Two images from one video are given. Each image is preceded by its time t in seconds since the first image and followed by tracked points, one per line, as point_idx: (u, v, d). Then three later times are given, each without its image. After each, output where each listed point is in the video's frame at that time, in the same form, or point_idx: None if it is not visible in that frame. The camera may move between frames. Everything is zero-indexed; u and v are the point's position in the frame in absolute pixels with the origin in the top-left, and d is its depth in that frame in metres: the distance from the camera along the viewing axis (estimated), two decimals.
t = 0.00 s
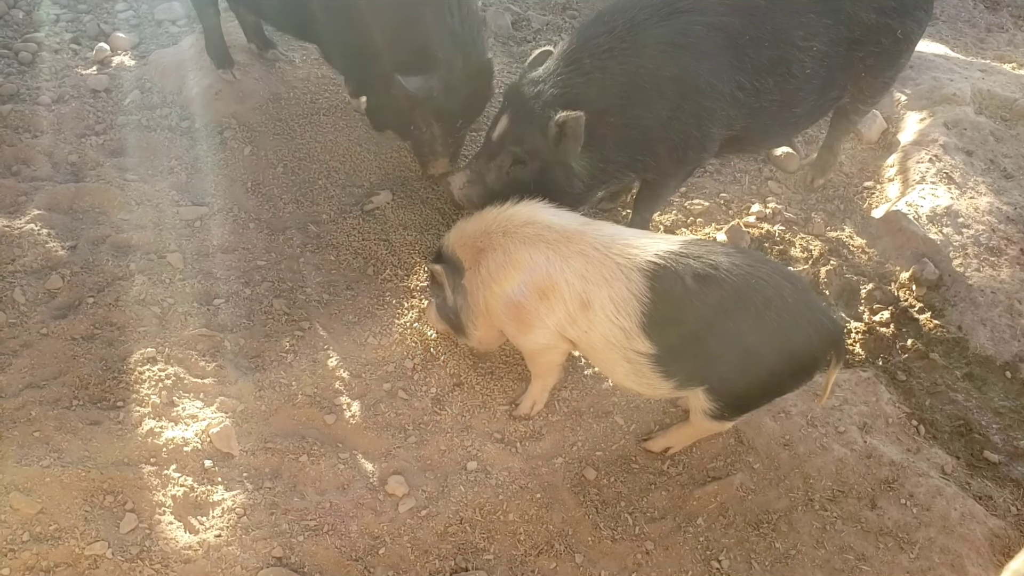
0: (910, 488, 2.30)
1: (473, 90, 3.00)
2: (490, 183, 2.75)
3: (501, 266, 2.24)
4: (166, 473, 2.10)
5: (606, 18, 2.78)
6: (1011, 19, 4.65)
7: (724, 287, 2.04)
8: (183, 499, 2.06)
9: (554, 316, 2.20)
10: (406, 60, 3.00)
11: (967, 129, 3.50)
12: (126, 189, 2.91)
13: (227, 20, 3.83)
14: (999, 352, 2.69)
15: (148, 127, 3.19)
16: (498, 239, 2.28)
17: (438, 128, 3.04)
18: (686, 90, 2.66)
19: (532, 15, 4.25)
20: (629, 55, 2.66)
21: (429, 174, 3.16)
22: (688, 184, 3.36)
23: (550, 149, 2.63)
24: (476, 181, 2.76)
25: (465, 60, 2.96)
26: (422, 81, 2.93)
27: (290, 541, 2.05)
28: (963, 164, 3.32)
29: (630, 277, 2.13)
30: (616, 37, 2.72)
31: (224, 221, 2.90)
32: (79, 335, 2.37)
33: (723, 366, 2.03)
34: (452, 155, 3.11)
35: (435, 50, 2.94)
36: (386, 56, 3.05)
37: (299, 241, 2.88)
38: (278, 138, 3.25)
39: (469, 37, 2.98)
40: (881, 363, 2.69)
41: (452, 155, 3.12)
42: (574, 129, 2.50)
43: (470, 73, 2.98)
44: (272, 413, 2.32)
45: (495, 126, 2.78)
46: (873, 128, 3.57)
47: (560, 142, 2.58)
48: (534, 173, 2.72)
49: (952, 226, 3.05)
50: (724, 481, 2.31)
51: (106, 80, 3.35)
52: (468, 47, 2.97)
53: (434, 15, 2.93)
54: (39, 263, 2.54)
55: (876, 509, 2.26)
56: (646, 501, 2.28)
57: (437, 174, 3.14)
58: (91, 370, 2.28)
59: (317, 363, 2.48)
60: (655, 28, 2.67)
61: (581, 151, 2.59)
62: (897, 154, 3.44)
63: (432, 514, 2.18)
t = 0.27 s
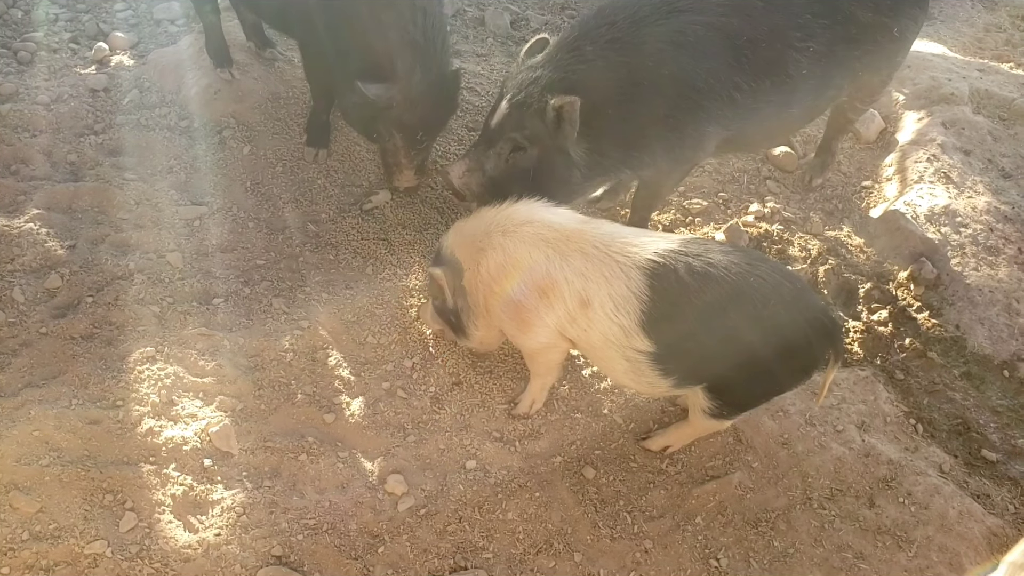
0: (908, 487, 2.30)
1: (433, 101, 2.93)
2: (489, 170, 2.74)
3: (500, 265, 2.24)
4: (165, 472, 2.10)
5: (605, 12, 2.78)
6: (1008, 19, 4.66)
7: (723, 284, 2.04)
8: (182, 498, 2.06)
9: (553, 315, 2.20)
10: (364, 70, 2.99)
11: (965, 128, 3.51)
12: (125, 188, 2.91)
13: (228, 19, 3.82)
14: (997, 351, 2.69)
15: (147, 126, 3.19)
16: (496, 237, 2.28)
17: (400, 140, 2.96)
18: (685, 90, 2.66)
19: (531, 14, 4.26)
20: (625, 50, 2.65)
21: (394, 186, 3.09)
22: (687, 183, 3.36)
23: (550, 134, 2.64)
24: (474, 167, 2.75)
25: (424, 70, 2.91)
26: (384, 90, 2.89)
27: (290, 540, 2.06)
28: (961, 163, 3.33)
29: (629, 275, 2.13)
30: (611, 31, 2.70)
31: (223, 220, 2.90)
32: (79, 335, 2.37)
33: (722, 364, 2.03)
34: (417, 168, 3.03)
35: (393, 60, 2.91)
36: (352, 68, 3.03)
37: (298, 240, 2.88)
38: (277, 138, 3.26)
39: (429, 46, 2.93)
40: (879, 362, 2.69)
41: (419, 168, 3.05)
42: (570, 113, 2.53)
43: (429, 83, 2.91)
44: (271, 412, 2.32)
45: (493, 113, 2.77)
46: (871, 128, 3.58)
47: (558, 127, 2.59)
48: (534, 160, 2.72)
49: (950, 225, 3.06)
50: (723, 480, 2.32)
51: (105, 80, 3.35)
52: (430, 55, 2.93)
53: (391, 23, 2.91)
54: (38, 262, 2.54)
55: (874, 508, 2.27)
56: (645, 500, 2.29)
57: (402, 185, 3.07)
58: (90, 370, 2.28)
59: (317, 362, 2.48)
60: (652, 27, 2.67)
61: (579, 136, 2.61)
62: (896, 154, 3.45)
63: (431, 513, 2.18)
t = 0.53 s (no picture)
0: (907, 484, 2.31)
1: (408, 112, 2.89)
2: (490, 142, 2.72)
3: (498, 263, 2.23)
4: (165, 469, 2.10)
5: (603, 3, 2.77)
6: (1008, 18, 4.67)
7: (721, 281, 2.05)
8: (182, 495, 2.07)
9: (551, 313, 2.20)
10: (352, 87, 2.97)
11: (964, 127, 3.52)
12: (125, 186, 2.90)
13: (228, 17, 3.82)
14: (996, 349, 2.70)
15: (146, 124, 3.19)
16: (493, 236, 2.28)
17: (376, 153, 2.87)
18: (683, 89, 2.67)
19: (531, 12, 4.26)
20: (622, 39, 2.62)
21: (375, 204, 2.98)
22: (687, 182, 3.37)
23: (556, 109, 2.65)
24: (474, 139, 2.72)
25: (397, 82, 2.90)
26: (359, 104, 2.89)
27: (290, 537, 2.06)
28: (960, 162, 3.33)
29: (627, 273, 2.14)
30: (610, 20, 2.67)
31: (223, 219, 2.90)
32: (78, 333, 2.37)
33: (720, 360, 2.04)
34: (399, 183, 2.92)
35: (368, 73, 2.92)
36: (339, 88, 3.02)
37: (298, 239, 2.88)
38: (277, 136, 3.26)
39: (403, 58, 2.93)
40: (878, 360, 2.69)
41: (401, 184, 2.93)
42: (580, 88, 2.53)
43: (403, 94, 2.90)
44: (272, 410, 2.32)
45: (497, 87, 2.75)
46: (871, 127, 3.58)
47: (564, 102, 2.61)
48: (537, 134, 2.72)
49: (950, 224, 3.06)
50: (722, 478, 2.32)
51: (105, 78, 3.35)
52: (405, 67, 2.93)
53: (365, 35, 2.94)
54: (38, 261, 2.54)
55: (873, 506, 2.27)
56: (645, 497, 2.29)
57: (383, 206, 2.95)
58: (91, 367, 2.28)
59: (317, 359, 2.48)
60: (652, 20, 2.65)
61: (585, 112, 2.63)
62: (895, 153, 3.46)
63: (431, 510, 2.19)
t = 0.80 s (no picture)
0: (907, 483, 2.31)
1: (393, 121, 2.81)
2: (499, 128, 2.67)
3: (493, 265, 2.23)
4: (165, 467, 2.11)
5: None
6: (1009, 17, 4.67)
7: (717, 280, 2.05)
8: (182, 493, 2.07)
9: (547, 314, 2.20)
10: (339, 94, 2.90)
11: (965, 126, 3.52)
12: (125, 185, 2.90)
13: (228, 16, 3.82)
14: (996, 348, 2.70)
15: (147, 123, 3.20)
16: (488, 238, 2.27)
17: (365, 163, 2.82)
18: (683, 87, 2.68)
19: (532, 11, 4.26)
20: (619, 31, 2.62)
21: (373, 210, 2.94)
22: (687, 181, 3.37)
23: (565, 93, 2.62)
24: (483, 126, 2.66)
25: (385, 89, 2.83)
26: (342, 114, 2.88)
27: (290, 535, 2.06)
28: (961, 161, 3.34)
29: (624, 273, 2.14)
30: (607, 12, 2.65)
31: (223, 217, 2.90)
32: (79, 331, 2.37)
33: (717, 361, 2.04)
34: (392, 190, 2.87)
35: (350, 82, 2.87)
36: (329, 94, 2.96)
37: (298, 237, 2.88)
38: (278, 135, 3.26)
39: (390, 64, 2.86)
40: (878, 359, 2.70)
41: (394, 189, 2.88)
42: (591, 73, 2.48)
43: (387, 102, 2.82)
44: (272, 408, 2.32)
45: (503, 72, 2.70)
46: (871, 126, 3.58)
47: (574, 86, 2.57)
48: (546, 119, 2.69)
49: (950, 223, 3.06)
50: (722, 476, 2.32)
51: (105, 77, 3.35)
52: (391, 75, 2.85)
53: (347, 45, 2.87)
54: (39, 259, 2.54)
55: (873, 504, 2.27)
56: (644, 496, 2.29)
57: (379, 210, 2.92)
58: (91, 365, 2.28)
59: (318, 358, 2.48)
60: (651, 14, 2.64)
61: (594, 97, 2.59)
62: (895, 152, 3.46)
63: (431, 509, 2.19)
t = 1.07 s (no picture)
0: (914, 481, 2.30)
1: (388, 115, 2.83)
2: (526, 111, 2.63)
3: (496, 267, 2.23)
4: (174, 464, 2.11)
5: None
6: (1018, 15, 4.65)
7: (720, 282, 2.05)
8: (191, 489, 2.08)
9: (551, 315, 2.20)
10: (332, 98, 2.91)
11: (973, 124, 3.50)
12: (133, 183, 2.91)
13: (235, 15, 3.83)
14: (1004, 346, 2.69)
15: (155, 121, 3.21)
16: (490, 239, 2.26)
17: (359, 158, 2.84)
18: (690, 85, 2.68)
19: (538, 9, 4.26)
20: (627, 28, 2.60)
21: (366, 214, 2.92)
22: (694, 180, 3.36)
23: (588, 75, 2.59)
24: (510, 110, 2.62)
25: (378, 95, 2.84)
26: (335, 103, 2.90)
27: (298, 532, 2.07)
28: (969, 159, 3.32)
29: (627, 275, 2.14)
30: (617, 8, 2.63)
31: (231, 215, 2.91)
32: (88, 328, 2.38)
33: (721, 362, 2.04)
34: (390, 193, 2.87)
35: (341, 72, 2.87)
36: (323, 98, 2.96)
37: (306, 235, 2.89)
38: (284, 133, 3.27)
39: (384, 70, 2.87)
40: (886, 357, 2.69)
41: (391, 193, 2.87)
42: (617, 54, 2.48)
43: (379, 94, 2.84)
44: (280, 405, 2.33)
45: (526, 53, 2.65)
46: (879, 124, 3.56)
47: (597, 68, 2.54)
48: (571, 102, 2.64)
49: (958, 221, 3.06)
50: (729, 474, 2.32)
51: (114, 75, 3.37)
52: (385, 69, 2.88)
53: (347, 50, 2.87)
54: (48, 257, 2.55)
55: (880, 502, 2.27)
56: (651, 493, 2.30)
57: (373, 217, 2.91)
58: (100, 362, 2.29)
59: (325, 355, 2.49)
60: (657, 8, 2.63)
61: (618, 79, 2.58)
62: (903, 150, 3.45)
63: (438, 506, 2.19)
